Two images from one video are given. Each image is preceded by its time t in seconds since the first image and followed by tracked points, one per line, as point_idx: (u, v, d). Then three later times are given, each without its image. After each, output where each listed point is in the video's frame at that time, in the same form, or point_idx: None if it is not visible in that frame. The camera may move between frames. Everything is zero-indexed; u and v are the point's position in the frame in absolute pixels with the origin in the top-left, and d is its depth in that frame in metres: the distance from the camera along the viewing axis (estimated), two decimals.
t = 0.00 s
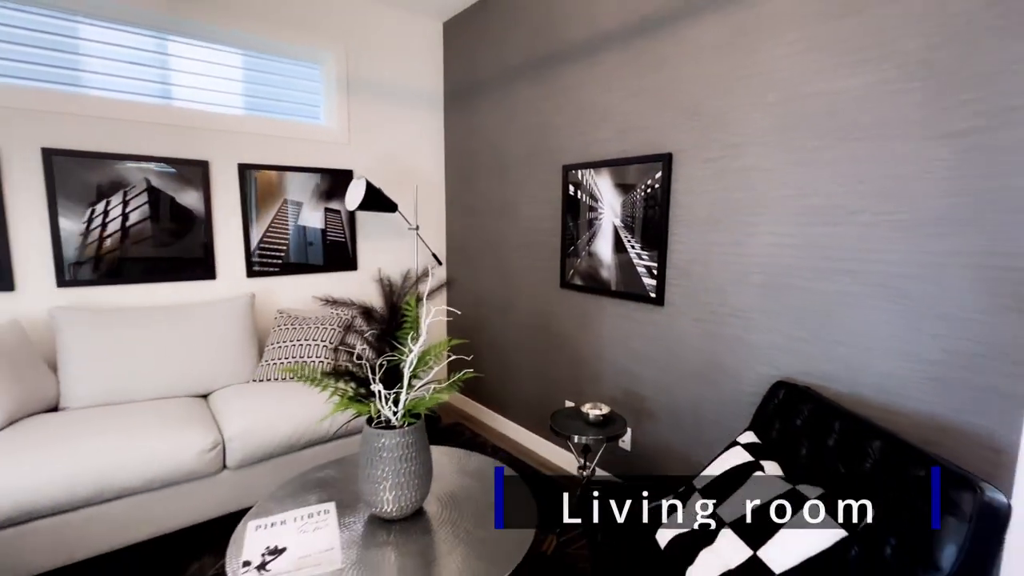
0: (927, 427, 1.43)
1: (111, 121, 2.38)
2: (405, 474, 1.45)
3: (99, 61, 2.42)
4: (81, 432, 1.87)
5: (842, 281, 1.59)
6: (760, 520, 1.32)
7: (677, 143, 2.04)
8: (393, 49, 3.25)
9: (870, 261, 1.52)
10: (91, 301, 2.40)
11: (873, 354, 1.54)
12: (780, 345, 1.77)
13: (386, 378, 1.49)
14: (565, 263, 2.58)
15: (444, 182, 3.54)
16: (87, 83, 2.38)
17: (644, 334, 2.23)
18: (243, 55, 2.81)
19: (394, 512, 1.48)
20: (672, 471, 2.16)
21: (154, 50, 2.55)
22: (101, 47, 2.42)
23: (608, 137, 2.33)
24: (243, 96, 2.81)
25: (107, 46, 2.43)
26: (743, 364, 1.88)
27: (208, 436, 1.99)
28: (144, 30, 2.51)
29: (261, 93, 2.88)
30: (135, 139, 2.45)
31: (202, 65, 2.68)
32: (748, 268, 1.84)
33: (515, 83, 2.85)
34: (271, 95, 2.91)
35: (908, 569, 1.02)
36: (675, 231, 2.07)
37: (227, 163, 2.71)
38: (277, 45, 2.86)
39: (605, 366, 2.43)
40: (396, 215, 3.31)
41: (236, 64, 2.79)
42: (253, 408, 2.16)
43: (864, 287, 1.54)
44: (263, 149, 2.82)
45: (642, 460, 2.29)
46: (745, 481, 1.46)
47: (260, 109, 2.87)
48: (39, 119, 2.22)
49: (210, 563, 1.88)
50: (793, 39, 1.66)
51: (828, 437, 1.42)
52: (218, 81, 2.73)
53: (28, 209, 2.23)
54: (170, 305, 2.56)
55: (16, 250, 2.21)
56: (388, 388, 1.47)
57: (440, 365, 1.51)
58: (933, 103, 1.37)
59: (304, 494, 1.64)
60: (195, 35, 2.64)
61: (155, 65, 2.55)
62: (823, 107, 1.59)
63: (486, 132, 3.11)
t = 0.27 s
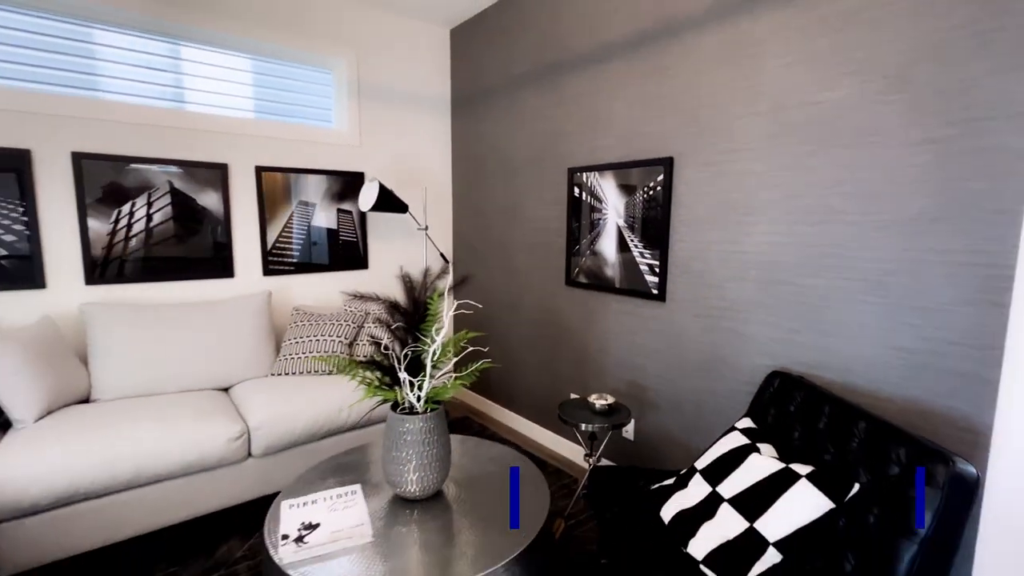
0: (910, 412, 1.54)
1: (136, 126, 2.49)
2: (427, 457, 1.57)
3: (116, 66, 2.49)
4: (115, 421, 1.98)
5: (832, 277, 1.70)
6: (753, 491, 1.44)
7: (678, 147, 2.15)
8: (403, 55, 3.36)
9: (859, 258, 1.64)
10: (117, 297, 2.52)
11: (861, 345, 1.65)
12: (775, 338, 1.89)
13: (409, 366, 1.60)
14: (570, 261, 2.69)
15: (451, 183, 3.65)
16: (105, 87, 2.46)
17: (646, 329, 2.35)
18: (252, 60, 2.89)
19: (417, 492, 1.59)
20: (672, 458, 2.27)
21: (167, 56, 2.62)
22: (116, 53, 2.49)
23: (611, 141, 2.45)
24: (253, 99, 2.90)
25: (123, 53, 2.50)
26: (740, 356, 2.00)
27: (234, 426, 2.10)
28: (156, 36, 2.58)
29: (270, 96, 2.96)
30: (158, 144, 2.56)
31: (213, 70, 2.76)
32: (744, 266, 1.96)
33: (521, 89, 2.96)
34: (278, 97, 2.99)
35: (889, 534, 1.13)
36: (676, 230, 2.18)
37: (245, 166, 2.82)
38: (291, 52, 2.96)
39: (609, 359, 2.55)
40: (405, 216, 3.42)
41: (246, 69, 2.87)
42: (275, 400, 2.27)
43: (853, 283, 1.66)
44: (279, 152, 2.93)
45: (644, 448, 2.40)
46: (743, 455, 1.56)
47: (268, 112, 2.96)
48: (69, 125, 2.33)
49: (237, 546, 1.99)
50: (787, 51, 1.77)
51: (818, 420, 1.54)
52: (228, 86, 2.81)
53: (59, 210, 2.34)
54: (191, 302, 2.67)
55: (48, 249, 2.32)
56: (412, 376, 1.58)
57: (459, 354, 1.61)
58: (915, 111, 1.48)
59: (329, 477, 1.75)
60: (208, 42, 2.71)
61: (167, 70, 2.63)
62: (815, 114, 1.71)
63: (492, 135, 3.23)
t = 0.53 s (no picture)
0: (904, 401, 1.65)
1: (161, 132, 2.59)
2: (452, 444, 1.67)
3: (131, 70, 2.57)
4: (148, 414, 2.08)
5: (831, 275, 1.81)
6: (758, 474, 1.54)
7: (684, 152, 2.26)
8: (414, 61, 3.46)
9: (856, 257, 1.74)
10: (143, 296, 2.61)
11: (858, 339, 1.76)
12: (777, 333, 1.99)
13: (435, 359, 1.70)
14: (579, 261, 2.79)
15: (460, 185, 3.75)
16: (121, 91, 2.53)
17: (653, 326, 2.45)
18: (265, 65, 2.97)
19: (442, 478, 1.69)
20: (678, 449, 2.38)
21: (182, 61, 2.70)
22: (132, 57, 2.56)
23: (619, 146, 2.55)
24: (266, 104, 2.98)
25: (138, 57, 2.58)
26: (743, 351, 2.11)
27: (261, 419, 2.20)
28: (172, 42, 2.66)
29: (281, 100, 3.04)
30: (182, 148, 2.66)
31: (227, 74, 2.85)
32: (747, 266, 2.06)
33: (531, 95, 3.06)
34: (289, 101, 3.07)
35: (883, 512, 1.26)
36: (681, 231, 2.29)
37: (264, 169, 2.92)
38: (307, 59, 3.05)
39: (616, 355, 2.65)
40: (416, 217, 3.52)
41: (259, 73, 2.95)
42: (298, 394, 2.37)
43: (850, 280, 1.76)
44: (296, 156, 3.03)
45: (651, 440, 2.51)
46: (749, 441, 1.67)
47: (279, 116, 3.04)
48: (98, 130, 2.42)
49: (265, 532, 2.09)
50: (788, 62, 1.88)
51: (818, 408, 1.65)
52: (242, 90, 2.89)
53: (88, 212, 2.43)
54: (213, 300, 2.77)
55: (79, 250, 2.41)
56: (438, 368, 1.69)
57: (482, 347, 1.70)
58: (908, 120, 1.59)
59: (356, 466, 1.85)
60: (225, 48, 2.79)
61: (182, 74, 2.70)
62: (815, 122, 1.81)
63: (501, 139, 3.33)
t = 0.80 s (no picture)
0: (905, 392, 1.77)
1: (191, 137, 2.70)
2: (482, 433, 1.78)
3: (149, 75, 2.64)
4: (188, 407, 2.19)
5: (836, 275, 1.92)
6: (770, 459, 1.65)
7: (695, 158, 2.37)
8: (430, 67, 3.57)
9: (859, 258, 1.86)
10: (174, 294, 2.72)
11: (861, 334, 1.87)
12: (785, 329, 2.10)
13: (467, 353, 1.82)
14: (592, 261, 2.91)
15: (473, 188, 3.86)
16: (141, 96, 2.61)
17: (665, 323, 2.56)
18: (279, 70, 3.06)
19: (472, 464, 1.81)
20: (689, 441, 2.49)
21: (199, 66, 2.79)
22: (152, 63, 2.64)
23: (632, 150, 2.67)
24: (279, 107, 3.07)
25: (156, 62, 2.65)
26: (753, 347, 2.22)
27: (292, 412, 2.31)
28: (190, 48, 2.74)
29: (297, 104, 3.13)
30: (211, 153, 2.77)
31: (243, 79, 2.93)
32: (756, 265, 2.18)
33: (545, 101, 3.18)
34: (301, 105, 3.15)
35: (887, 492, 1.38)
36: (693, 233, 2.40)
37: (288, 173, 3.03)
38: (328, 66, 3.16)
39: (629, 351, 2.76)
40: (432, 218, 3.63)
41: (273, 78, 3.04)
42: (326, 389, 2.48)
43: (854, 280, 1.88)
44: (318, 160, 3.13)
45: (663, 433, 2.62)
46: (760, 430, 1.79)
47: (291, 119, 3.12)
48: (133, 136, 2.53)
49: (298, 519, 2.20)
50: (796, 73, 1.99)
51: (825, 399, 1.76)
52: (257, 94, 2.98)
53: (125, 215, 2.54)
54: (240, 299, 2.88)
55: (116, 250, 2.52)
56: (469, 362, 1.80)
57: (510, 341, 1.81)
58: (909, 130, 1.70)
59: (389, 454, 1.96)
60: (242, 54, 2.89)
61: (200, 79, 2.79)
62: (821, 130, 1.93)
63: (515, 143, 3.44)
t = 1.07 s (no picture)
0: (909, 387, 1.88)
1: (222, 144, 2.82)
2: (511, 425, 1.90)
3: (174, 82, 2.73)
4: (226, 402, 2.30)
5: (843, 276, 2.03)
6: (783, 450, 1.77)
7: (707, 164, 2.48)
8: (447, 74, 3.68)
9: (866, 260, 1.97)
10: (206, 294, 2.84)
11: (868, 333, 1.98)
12: (794, 328, 2.22)
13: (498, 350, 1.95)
14: (606, 263, 3.02)
15: (488, 191, 3.97)
16: (166, 103, 2.70)
17: (678, 322, 2.67)
18: (298, 76, 3.14)
19: (501, 454, 1.92)
20: (701, 435, 2.61)
21: (222, 73, 2.88)
22: (177, 70, 2.73)
23: (646, 156, 2.78)
24: (296, 113, 3.15)
25: (181, 70, 2.74)
26: (763, 344, 2.33)
27: (325, 406, 2.42)
28: (213, 57, 2.83)
29: (320, 111, 3.24)
30: (241, 158, 2.88)
31: (263, 85, 3.02)
32: (766, 267, 2.29)
33: (559, 108, 3.29)
34: (318, 111, 3.23)
35: (893, 478, 1.50)
36: (705, 236, 2.51)
37: (313, 177, 3.15)
38: (350, 75, 3.27)
39: (642, 349, 2.88)
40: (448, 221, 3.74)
41: (292, 84, 3.12)
42: (355, 385, 2.60)
43: (861, 281, 1.99)
44: (341, 165, 3.25)
45: (676, 427, 2.73)
46: (772, 422, 1.90)
47: (309, 125, 3.20)
48: (169, 143, 2.65)
49: (331, 508, 2.31)
50: (806, 85, 2.10)
51: (833, 393, 1.87)
52: (276, 100, 3.06)
53: (161, 218, 2.66)
54: (268, 299, 2.99)
55: (154, 252, 2.65)
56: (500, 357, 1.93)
57: (538, 338, 1.93)
58: (914, 141, 1.82)
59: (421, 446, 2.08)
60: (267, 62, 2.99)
61: (222, 85, 2.88)
62: (829, 140, 2.04)
63: (530, 148, 3.55)
